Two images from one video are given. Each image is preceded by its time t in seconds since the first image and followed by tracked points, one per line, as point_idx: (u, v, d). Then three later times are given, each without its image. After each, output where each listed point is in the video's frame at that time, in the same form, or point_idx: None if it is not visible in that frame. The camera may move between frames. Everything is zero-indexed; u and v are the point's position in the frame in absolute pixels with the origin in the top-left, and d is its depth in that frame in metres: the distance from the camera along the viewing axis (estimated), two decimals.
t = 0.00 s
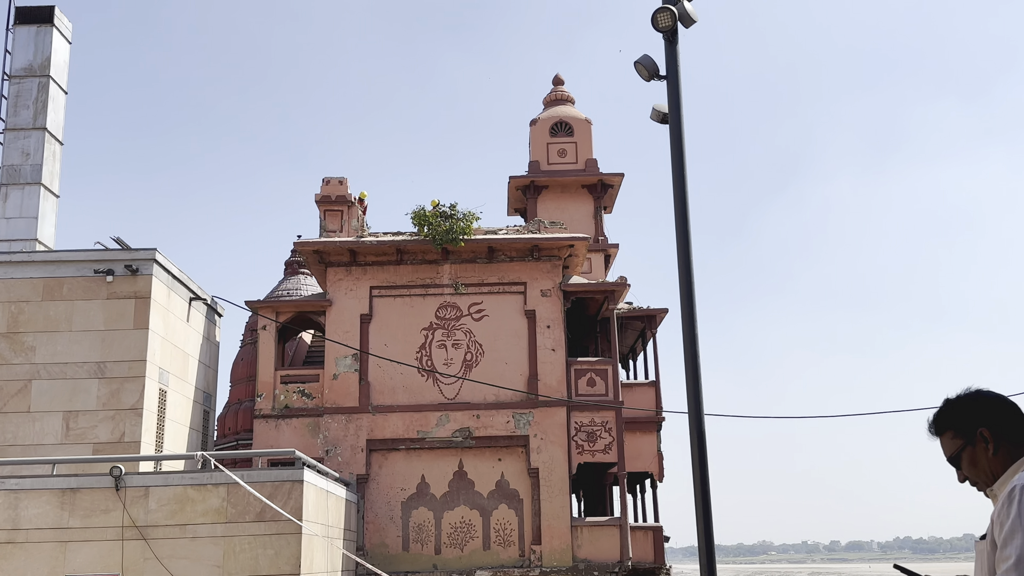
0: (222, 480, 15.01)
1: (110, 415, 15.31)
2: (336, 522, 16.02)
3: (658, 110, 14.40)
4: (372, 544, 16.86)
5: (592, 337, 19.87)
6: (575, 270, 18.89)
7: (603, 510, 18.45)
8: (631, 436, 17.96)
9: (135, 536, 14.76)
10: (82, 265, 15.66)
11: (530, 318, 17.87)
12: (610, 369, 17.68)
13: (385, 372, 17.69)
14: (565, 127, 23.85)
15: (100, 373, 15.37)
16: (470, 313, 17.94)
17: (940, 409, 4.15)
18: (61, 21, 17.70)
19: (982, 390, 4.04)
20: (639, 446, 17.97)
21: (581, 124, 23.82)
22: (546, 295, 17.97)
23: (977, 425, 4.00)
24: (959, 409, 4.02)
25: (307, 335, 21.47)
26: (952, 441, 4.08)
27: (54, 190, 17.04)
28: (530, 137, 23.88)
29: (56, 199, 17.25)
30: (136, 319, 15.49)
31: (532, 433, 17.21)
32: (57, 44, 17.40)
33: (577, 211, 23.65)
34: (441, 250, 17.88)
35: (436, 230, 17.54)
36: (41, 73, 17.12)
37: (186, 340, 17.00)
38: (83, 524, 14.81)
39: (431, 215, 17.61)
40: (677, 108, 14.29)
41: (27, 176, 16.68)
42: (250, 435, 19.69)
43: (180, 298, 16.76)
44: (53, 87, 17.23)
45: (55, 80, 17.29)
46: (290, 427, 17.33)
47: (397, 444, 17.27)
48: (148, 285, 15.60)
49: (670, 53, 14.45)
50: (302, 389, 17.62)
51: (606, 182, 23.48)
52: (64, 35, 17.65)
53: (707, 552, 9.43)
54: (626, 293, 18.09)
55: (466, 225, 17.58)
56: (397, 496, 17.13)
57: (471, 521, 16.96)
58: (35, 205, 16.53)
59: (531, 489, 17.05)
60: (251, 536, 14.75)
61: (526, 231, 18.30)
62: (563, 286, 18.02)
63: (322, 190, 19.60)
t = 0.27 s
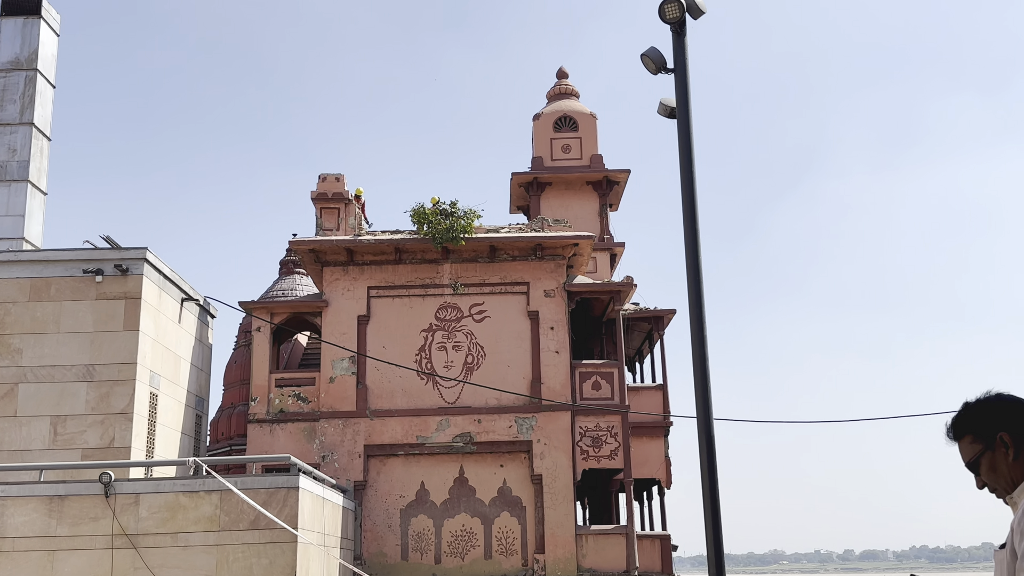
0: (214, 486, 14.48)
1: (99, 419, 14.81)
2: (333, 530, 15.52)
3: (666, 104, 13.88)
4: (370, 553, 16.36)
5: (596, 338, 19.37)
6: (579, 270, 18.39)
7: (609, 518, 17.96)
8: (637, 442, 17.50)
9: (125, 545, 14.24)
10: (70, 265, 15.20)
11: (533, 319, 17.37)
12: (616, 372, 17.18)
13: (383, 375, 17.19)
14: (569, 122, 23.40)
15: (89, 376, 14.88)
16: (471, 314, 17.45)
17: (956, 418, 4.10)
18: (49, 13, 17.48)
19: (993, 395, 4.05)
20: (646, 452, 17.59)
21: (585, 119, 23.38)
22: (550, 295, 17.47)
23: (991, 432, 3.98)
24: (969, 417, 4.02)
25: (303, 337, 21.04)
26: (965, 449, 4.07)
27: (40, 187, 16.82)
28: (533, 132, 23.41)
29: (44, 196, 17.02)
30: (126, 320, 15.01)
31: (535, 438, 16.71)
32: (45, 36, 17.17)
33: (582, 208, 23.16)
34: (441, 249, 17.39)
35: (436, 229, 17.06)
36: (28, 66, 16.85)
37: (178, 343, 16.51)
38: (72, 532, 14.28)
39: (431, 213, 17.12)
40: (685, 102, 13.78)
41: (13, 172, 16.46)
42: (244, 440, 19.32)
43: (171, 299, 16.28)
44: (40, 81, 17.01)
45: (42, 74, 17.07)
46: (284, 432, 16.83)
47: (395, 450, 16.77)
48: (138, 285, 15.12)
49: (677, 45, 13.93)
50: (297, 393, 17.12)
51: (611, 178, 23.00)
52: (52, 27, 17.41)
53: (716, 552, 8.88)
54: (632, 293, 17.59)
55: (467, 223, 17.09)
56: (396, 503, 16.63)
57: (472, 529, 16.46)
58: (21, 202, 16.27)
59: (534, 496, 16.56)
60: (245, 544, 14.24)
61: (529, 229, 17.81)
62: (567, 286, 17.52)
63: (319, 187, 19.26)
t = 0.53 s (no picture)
0: (207, 493, 13.97)
1: (88, 424, 14.36)
2: (330, 538, 15.07)
3: (673, 97, 13.40)
4: (368, 562, 15.91)
5: (601, 340, 18.91)
6: (584, 269, 17.93)
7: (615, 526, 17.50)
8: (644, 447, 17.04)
9: (115, 553, 13.75)
10: (59, 264, 14.77)
11: (536, 321, 16.91)
12: (621, 375, 16.70)
13: (381, 378, 16.75)
14: (573, 117, 22.94)
15: (78, 379, 14.44)
16: (472, 315, 16.99)
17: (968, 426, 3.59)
18: (37, 6, 17.67)
19: (1014, 397, 3.51)
20: (653, 457, 17.12)
21: (589, 113, 22.91)
22: (553, 296, 17.01)
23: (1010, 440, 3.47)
24: (987, 423, 3.49)
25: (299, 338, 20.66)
26: (983, 456, 3.58)
27: (28, 183, 17.08)
28: (536, 127, 22.98)
29: (31, 192, 17.29)
30: (116, 321, 14.57)
31: (538, 443, 16.25)
32: (32, 30, 17.39)
33: (586, 205, 22.72)
34: (441, 248, 16.94)
35: (435, 227, 16.60)
36: (15, 60, 17.12)
37: (169, 345, 16.07)
38: (61, 540, 13.78)
39: (430, 211, 16.67)
40: (693, 95, 13.30)
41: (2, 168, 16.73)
42: (238, 445, 18.92)
43: (163, 300, 15.85)
44: (28, 76, 17.23)
45: (30, 68, 17.29)
46: (280, 437, 16.40)
47: (394, 455, 16.32)
48: (129, 285, 14.69)
49: (684, 38, 13.45)
50: (293, 397, 16.68)
51: (616, 174, 22.54)
52: (39, 20, 17.64)
53: (722, 549, 8.30)
54: (638, 293, 17.12)
55: (468, 221, 16.63)
56: (394, 510, 16.18)
57: (473, 537, 16.01)
58: (10, 200, 16.55)
59: (537, 503, 16.11)
60: (239, 553, 13.78)
61: (532, 228, 17.35)
62: (571, 286, 17.06)
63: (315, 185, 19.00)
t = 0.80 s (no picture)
0: (205, 496, 13.75)
1: (84, 426, 14.16)
2: (329, 543, 14.86)
3: (677, 95, 13.19)
4: (368, 566, 15.71)
5: (604, 341, 18.70)
6: (586, 269, 17.72)
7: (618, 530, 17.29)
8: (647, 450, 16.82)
9: (111, 558, 13.54)
10: (54, 265, 14.58)
11: (538, 321, 16.71)
12: (625, 377, 16.49)
13: (381, 379, 16.54)
14: (575, 116, 22.74)
15: (74, 381, 14.24)
16: (474, 316, 16.78)
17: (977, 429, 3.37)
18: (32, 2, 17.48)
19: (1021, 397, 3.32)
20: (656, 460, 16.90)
21: (592, 112, 22.70)
22: (556, 296, 16.80)
23: (1019, 443, 3.28)
24: (994, 427, 3.30)
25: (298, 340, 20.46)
26: (991, 460, 3.39)
27: (23, 183, 16.89)
28: (538, 126, 22.78)
29: (27, 191, 17.09)
30: (113, 323, 14.38)
31: (540, 446, 16.04)
32: (27, 26, 17.20)
33: (589, 205, 22.51)
34: (442, 248, 16.74)
35: (436, 227, 16.40)
36: (10, 58, 16.94)
37: (167, 346, 15.87)
38: (56, 545, 13.56)
39: (430, 211, 16.47)
40: (698, 92, 13.08)
41: None
42: (236, 448, 18.75)
43: (160, 300, 15.65)
44: (23, 73, 17.04)
45: (25, 65, 17.09)
46: (278, 440, 16.20)
47: (394, 458, 16.11)
48: (126, 285, 14.49)
49: (689, 35, 13.24)
50: (292, 399, 16.48)
51: (619, 173, 22.33)
52: (35, 17, 17.45)
53: (728, 549, 8.08)
54: (642, 294, 16.91)
55: (469, 221, 16.43)
56: (395, 514, 15.97)
57: (475, 541, 15.81)
58: (5, 199, 16.37)
59: (540, 507, 15.90)
60: (237, 557, 13.56)
61: (534, 227, 17.14)
62: (573, 286, 16.85)
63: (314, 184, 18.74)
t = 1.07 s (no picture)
0: (208, 495, 13.83)
1: (88, 426, 14.25)
2: (331, 542, 14.94)
3: (677, 96, 13.28)
4: (370, 565, 15.79)
5: (605, 341, 18.78)
6: (587, 270, 17.80)
7: (618, 529, 17.37)
8: (648, 449, 16.91)
9: (115, 557, 13.62)
10: (58, 265, 14.67)
11: (539, 321, 16.79)
12: (625, 376, 16.56)
13: (383, 379, 16.62)
14: (576, 117, 22.81)
15: (78, 381, 14.33)
16: (475, 316, 16.86)
17: (975, 428, 3.48)
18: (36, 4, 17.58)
19: (1017, 399, 3.41)
20: (657, 460, 16.98)
21: (592, 113, 22.79)
22: (556, 296, 16.88)
23: (1016, 444, 3.36)
24: (991, 429, 3.38)
25: (300, 340, 20.56)
26: (989, 462, 3.48)
27: (27, 184, 16.99)
28: (539, 127, 22.87)
29: (31, 192, 17.19)
30: (116, 323, 14.46)
31: (542, 445, 16.12)
32: (31, 28, 17.30)
33: (589, 205, 22.59)
34: (443, 248, 16.82)
35: (437, 227, 16.49)
36: (14, 59, 17.03)
37: (170, 346, 15.96)
38: (60, 543, 13.64)
39: (432, 211, 16.56)
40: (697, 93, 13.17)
41: (1, 169, 16.64)
42: (238, 447, 18.85)
43: (163, 301, 15.73)
44: (27, 75, 17.14)
45: (29, 67, 17.19)
46: (281, 439, 16.29)
47: (396, 457, 16.19)
48: (129, 286, 14.58)
49: (689, 35, 13.33)
50: (294, 399, 16.56)
51: (620, 174, 22.41)
52: (38, 19, 17.55)
53: (728, 549, 8.16)
54: (642, 294, 16.99)
55: (470, 222, 16.52)
56: (396, 513, 16.06)
57: (476, 540, 15.89)
58: (9, 201, 16.47)
59: (541, 506, 15.98)
60: (239, 556, 13.64)
61: (535, 228, 17.23)
62: (574, 286, 16.93)
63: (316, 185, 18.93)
